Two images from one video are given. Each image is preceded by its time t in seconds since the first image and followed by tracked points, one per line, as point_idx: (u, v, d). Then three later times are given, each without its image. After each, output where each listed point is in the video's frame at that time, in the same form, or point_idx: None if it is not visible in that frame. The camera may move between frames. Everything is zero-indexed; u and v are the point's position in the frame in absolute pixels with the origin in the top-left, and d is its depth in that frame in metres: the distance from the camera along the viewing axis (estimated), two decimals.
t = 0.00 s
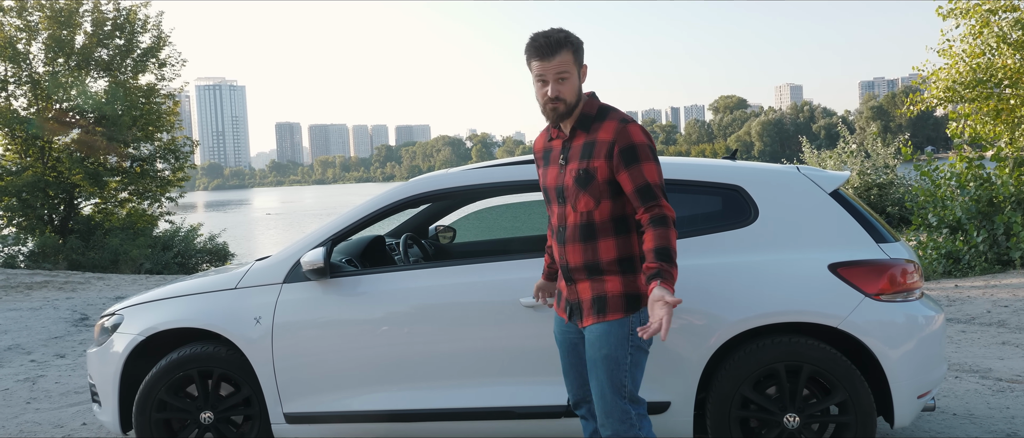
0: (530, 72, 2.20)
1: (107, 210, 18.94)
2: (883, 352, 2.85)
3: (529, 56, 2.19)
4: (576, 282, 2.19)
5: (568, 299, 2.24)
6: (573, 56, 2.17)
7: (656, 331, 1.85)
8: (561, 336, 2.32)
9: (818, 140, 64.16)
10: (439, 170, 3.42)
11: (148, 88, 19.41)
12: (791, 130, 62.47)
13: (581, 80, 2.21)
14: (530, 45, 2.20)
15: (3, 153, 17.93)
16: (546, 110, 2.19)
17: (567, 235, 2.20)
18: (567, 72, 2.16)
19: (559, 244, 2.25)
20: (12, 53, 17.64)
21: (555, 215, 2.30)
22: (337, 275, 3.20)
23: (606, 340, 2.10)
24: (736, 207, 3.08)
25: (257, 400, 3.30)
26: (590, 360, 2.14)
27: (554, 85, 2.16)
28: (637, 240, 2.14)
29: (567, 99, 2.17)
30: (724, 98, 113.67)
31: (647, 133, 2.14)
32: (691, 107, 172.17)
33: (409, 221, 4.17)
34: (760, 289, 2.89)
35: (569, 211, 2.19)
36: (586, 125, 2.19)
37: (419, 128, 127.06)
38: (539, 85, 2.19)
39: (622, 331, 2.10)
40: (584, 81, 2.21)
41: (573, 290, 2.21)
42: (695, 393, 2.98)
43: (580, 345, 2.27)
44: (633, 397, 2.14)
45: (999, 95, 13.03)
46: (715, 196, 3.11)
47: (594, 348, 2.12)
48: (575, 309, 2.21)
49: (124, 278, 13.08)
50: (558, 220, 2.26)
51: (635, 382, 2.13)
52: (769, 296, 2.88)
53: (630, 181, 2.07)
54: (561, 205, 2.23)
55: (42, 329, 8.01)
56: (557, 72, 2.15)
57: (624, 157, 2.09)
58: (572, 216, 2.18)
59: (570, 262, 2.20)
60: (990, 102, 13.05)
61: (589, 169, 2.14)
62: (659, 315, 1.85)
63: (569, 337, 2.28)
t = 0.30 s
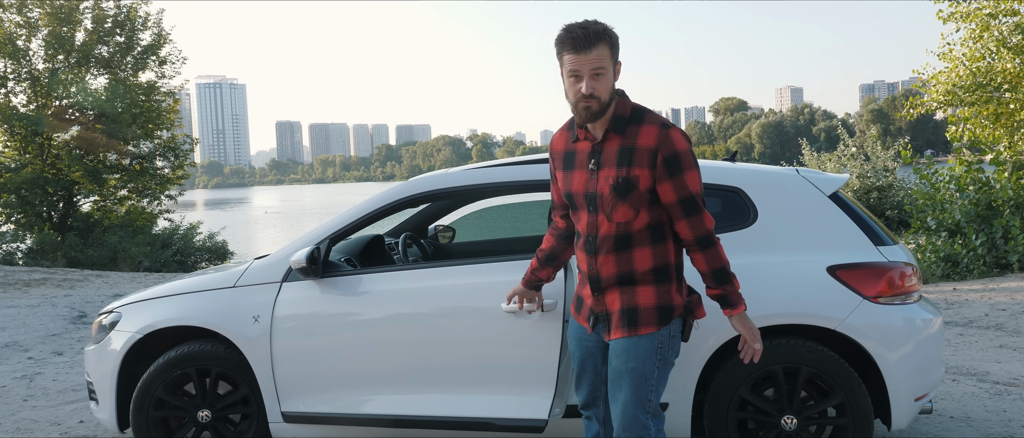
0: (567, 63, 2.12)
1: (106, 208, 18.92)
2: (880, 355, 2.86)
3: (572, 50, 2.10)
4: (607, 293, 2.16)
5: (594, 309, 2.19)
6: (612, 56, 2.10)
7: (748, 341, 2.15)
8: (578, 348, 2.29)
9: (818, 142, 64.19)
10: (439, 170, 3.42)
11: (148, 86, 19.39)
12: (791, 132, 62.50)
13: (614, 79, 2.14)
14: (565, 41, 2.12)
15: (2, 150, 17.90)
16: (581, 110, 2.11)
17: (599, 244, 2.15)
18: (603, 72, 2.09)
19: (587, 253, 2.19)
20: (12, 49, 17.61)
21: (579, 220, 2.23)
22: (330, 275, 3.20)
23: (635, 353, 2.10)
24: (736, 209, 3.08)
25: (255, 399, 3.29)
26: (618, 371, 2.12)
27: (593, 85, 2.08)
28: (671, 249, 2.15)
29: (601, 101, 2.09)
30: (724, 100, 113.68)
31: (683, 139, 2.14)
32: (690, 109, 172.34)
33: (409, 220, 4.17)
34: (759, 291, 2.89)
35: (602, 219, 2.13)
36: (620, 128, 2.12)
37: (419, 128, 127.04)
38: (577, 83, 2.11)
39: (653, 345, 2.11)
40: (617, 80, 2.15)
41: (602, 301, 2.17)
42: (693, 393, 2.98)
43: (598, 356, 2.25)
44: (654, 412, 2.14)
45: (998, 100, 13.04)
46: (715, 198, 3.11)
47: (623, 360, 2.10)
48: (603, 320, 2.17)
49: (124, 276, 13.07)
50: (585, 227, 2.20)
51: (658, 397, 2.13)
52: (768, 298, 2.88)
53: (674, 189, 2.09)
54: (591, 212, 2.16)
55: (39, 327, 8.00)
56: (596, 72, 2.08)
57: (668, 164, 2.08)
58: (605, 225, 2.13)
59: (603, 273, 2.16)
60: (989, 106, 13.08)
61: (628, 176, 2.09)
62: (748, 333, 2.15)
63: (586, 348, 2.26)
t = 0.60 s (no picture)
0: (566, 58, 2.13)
1: (105, 203, 18.92)
2: (877, 359, 2.86)
3: (572, 41, 2.09)
4: (603, 287, 2.17)
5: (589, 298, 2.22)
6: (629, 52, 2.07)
7: (672, 383, 1.90)
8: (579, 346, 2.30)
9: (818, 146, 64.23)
10: (439, 170, 3.41)
11: (148, 82, 19.37)
12: (791, 135, 62.55)
13: (626, 75, 2.09)
14: (580, 27, 2.11)
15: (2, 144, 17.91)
16: (592, 102, 2.11)
17: (599, 237, 2.16)
18: (613, 66, 2.06)
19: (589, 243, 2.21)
20: (12, 44, 17.60)
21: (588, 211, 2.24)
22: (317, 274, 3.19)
23: (635, 357, 2.11)
24: (735, 212, 3.08)
25: (252, 396, 3.29)
26: (619, 375, 2.14)
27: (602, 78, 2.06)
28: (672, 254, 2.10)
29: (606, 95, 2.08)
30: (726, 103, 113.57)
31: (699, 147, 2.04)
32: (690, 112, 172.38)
33: (408, 220, 4.16)
34: (756, 294, 2.89)
35: (605, 212, 2.14)
36: (632, 124, 2.10)
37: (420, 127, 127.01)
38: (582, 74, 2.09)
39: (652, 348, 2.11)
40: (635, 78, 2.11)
41: (598, 293, 2.18)
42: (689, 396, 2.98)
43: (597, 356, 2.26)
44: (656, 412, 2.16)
45: (999, 105, 13.05)
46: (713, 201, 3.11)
47: (623, 364, 2.12)
48: (595, 313, 2.19)
49: (122, 272, 13.07)
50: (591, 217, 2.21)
51: (659, 397, 2.15)
52: (767, 302, 2.88)
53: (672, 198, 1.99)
54: (597, 204, 2.18)
55: (37, 322, 8.00)
56: (604, 65, 2.05)
57: (670, 170, 2.00)
58: (607, 218, 2.13)
59: (600, 265, 2.16)
60: (989, 112, 13.07)
61: (632, 174, 2.07)
62: (679, 376, 1.89)
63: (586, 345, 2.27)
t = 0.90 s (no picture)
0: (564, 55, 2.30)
1: (106, 199, 18.91)
2: (876, 362, 2.86)
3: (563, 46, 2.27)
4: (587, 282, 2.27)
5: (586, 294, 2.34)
6: (608, 53, 2.17)
7: (505, 311, 1.98)
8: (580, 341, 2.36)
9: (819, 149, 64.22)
10: (440, 168, 3.41)
11: (150, 79, 19.37)
12: (792, 138, 62.61)
13: (609, 75, 2.19)
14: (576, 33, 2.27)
15: (3, 139, 17.90)
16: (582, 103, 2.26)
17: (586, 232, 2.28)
18: (593, 65, 2.18)
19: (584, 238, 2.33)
20: (13, 39, 17.58)
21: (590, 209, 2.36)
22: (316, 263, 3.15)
23: (624, 357, 2.15)
24: (735, 214, 3.09)
25: (251, 393, 3.30)
26: (610, 373, 2.19)
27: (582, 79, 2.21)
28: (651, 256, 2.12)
29: (589, 96, 2.22)
30: (728, 105, 113.46)
31: (664, 146, 2.06)
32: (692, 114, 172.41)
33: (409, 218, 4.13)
34: (754, 297, 2.90)
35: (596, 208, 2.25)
36: (614, 124, 2.20)
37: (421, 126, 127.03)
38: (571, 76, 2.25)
39: (638, 349, 2.14)
40: (621, 78, 2.20)
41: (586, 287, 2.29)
42: (688, 397, 2.98)
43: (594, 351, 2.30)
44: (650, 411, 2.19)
45: (1000, 110, 13.03)
46: (714, 202, 3.12)
47: (612, 363, 2.18)
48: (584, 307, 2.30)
49: (122, 268, 13.09)
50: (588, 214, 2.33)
51: (651, 396, 2.18)
52: (767, 304, 2.88)
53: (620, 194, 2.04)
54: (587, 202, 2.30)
55: (36, 317, 8.00)
56: (583, 65, 2.18)
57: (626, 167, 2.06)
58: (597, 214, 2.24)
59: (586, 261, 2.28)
60: (990, 117, 13.04)
61: (605, 172, 2.17)
62: (510, 302, 1.98)
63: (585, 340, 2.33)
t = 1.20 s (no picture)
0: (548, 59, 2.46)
1: (105, 195, 18.91)
2: (873, 364, 2.86)
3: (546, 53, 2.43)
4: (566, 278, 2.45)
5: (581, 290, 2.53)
6: (572, 60, 2.29)
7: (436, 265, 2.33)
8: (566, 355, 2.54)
9: (819, 152, 64.24)
10: (440, 167, 3.41)
11: (150, 75, 19.34)
12: (793, 141, 62.63)
13: (578, 81, 2.31)
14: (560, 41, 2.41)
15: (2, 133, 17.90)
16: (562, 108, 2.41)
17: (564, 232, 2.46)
18: (564, 69, 2.30)
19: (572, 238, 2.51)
20: (13, 33, 17.56)
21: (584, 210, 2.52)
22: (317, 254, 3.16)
23: (596, 358, 2.29)
24: (735, 215, 3.10)
25: (249, 390, 3.30)
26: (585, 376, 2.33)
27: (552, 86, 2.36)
28: (607, 256, 2.25)
29: (558, 99, 2.35)
30: (729, 106, 113.33)
31: (597, 151, 2.17)
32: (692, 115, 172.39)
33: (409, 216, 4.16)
34: (752, 299, 2.90)
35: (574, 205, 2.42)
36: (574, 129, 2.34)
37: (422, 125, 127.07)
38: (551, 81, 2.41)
39: (607, 350, 2.27)
40: (587, 85, 2.31)
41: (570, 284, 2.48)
42: (685, 397, 2.99)
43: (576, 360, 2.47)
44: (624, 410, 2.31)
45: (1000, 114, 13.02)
46: (712, 203, 3.13)
47: (584, 365, 2.32)
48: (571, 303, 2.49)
49: (121, 264, 13.07)
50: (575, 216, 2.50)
51: (624, 394, 2.30)
52: (765, 306, 2.89)
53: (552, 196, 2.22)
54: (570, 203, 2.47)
55: (34, 313, 8.01)
56: (553, 68, 2.31)
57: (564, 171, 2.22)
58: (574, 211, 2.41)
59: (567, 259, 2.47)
60: (991, 121, 13.02)
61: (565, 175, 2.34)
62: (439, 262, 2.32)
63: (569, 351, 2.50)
